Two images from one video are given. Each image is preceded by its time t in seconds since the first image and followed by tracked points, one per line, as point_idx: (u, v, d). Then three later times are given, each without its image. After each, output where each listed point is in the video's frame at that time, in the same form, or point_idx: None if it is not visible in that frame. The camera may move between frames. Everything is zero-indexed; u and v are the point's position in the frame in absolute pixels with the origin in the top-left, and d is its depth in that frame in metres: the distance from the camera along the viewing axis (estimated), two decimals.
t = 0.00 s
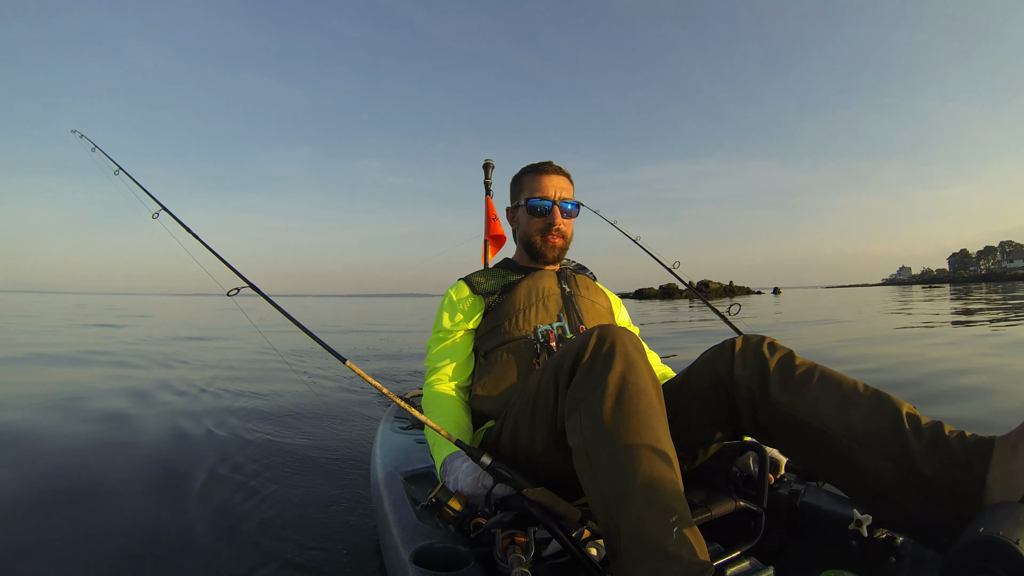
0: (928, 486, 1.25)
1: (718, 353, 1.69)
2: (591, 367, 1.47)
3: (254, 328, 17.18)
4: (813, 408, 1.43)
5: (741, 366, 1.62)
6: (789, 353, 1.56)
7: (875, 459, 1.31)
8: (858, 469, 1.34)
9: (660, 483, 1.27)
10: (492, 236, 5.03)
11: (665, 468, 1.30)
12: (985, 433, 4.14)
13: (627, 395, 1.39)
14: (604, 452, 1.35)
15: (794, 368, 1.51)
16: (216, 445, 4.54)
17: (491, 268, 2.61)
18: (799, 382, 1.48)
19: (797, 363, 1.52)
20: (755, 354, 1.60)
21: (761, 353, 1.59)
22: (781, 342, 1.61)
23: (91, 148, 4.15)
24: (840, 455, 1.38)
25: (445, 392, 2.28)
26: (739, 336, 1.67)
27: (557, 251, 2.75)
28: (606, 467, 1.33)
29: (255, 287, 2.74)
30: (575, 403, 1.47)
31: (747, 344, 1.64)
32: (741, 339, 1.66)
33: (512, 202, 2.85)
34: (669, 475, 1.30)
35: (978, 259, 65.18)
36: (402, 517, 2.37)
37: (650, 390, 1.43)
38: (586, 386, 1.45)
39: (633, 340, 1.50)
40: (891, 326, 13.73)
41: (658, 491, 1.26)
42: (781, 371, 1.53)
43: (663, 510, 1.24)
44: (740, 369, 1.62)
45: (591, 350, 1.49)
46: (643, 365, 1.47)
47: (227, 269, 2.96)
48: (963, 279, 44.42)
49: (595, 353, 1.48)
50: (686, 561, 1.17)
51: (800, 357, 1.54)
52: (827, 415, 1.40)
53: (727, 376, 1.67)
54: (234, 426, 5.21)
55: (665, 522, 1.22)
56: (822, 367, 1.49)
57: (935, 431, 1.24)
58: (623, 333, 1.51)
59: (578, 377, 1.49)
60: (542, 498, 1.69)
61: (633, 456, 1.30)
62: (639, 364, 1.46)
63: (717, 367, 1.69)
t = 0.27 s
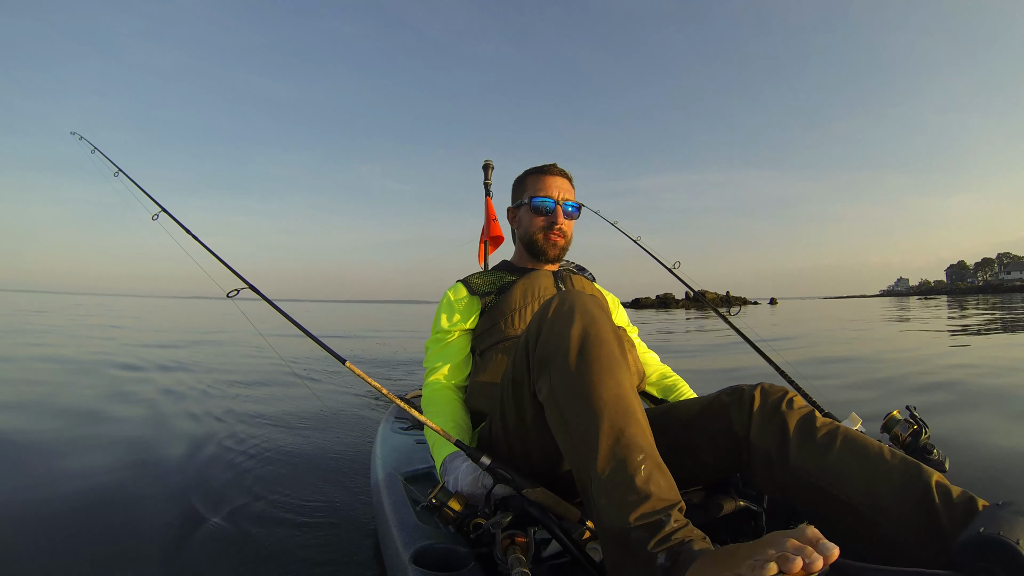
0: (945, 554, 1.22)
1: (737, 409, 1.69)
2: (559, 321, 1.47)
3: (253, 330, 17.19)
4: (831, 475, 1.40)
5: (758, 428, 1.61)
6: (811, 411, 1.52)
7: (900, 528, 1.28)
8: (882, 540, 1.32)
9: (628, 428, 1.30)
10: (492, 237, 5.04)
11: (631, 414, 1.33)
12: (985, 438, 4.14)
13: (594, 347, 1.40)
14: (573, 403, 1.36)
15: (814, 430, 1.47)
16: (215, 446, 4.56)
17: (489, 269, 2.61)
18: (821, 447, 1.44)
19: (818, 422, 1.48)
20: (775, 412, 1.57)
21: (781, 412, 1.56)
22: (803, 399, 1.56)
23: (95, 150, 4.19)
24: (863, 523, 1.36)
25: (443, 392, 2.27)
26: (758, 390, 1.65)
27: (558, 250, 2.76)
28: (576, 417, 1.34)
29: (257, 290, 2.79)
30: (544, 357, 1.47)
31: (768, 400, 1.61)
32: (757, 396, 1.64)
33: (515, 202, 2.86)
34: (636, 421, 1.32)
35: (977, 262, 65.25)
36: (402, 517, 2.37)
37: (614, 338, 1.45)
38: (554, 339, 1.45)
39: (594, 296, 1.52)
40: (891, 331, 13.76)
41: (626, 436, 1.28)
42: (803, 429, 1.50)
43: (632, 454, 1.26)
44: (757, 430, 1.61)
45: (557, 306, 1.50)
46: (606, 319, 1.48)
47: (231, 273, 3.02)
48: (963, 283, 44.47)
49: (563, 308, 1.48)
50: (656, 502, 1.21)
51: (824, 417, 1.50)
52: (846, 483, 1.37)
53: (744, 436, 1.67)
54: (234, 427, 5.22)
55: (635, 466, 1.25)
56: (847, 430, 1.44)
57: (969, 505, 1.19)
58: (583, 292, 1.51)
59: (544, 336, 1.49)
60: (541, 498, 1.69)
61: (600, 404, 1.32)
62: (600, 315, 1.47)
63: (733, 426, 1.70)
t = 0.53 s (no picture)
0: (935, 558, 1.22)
1: (733, 411, 1.71)
2: (555, 313, 1.47)
3: (254, 329, 17.18)
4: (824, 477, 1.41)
5: (755, 431, 1.62)
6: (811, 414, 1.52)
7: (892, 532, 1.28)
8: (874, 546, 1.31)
9: (627, 414, 1.29)
10: (491, 237, 5.04)
11: (630, 400, 1.32)
12: (985, 437, 4.14)
13: (590, 335, 1.40)
14: (571, 392, 1.36)
15: (812, 433, 1.47)
16: (215, 446, 4.55)
17: (489, 269, 2.61)
18: (818, 451, 1.44)
19: (816, 427, 1.48)
20: (773, 415, 1.58)
21: (779, 414, 1.56)
22: (800, 401, 1.56)
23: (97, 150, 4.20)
24: (854, 527, 1.35)
25: (443, 392, 2.27)
26: (756, 391, 1.66)
27: (554, 260, 2.76)
28: (575, 406, 1.34)
29: (256, 290, 2.79)
30: (541, 349, 1.47)
31: (768, 401, 1.61)
32: (755, 399, 1.64)
33: (512, 207, 2.85)
34: (635, 407, 1.31)
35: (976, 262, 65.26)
36: (401, 517, 2.36)
37: (611, 328, 1.45)
38: (551, 330, 1.45)
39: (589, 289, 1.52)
40: (891, 330, 13.75)
41: (626, 421, 1.28)
42: (801, 432, 1.50)
43: (632, 439, 1.26)
44: (754, 434, 1.63)
45: (553, 299, 1.50)
46: (602, 311, 1.49)
47: (230, 273, 3.02)
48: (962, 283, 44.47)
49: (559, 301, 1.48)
50: (657, 485, 1.20)
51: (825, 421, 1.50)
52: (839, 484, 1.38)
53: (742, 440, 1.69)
54: (234, 427, 5.22)
55: (635, 451, 1.24)
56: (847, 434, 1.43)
57: (967, 513, 1.19)
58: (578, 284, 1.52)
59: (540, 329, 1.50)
60: (541, 498, 1.69)
61: (599, 391, 1.32)
62: (595, 306, 1.48)
63: (730, 429, 1.72)
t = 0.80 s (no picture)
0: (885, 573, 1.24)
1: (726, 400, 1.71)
2: (557, 311, 1.49)
3: (255, 331, 17.20)
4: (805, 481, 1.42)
5: (747, 426, 1.63)
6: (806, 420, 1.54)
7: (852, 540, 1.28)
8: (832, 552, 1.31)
9: (642, 391, 1.26)
10: (491, 236, 5.04)
11: (643, 378, 1.29)
12: (987, 436, 4.13)
13: (590, 323, 1.40)
14: (582, 381, 1.34)
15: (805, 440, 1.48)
16: (216, 449, 4.56)
17: (489, 269, 2.61)
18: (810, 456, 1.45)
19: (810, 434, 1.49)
20: (768, 414, 1.58)
21: (775, 411, 1.56)
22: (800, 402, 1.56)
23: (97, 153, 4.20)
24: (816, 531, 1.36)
25: (444, 391, 2.27)
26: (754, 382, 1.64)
27: (552, 255, 2.76)
28: (588, 394, 1.32)
29: (256, 291, 2.79)
30: (548, 346, 1.47)
31: (763, 398, 1.61)
32: (752, 391, 1.63)
33: (506, 206, 2.86)
34: (649, 384, 1.28)
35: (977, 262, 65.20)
36: (401, 517, 2.36)
37: (616, 320, 1.45)
38: (555, 327, 1.46)
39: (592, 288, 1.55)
40: (893, 329, 13.72)
41: (641, 398, 1.24)
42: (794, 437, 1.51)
43: (650, 412, 1.22)
44: (746, 424, 1.63)
45: (554, 297, 1.52)
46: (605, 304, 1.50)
47: (230, 274, 3.03)
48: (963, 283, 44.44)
49: (555, 299, 1.50)
50: (685, 451, 1.13)
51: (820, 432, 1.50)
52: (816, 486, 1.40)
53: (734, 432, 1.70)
54: (235, 430, 5.23)
55: (655, 423, 1.19)
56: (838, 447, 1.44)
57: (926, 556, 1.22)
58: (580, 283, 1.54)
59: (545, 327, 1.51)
60: (542, 498, 1.69)
61: (612, 375, 1.30)
62: (600, 301, 1.49)
63: (722, 418, 1.73)
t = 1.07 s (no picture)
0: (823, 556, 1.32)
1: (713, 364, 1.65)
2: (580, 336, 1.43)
3: (255, 332, 17.22)
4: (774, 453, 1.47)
5: (729, 392, 1.60)
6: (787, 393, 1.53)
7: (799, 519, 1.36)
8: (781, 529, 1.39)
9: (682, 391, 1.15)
10: (491, 237, 5.04)
11: (683, 381, 1.20)
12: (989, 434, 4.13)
13: (620, 339, 1.35)
14: (616, 396, 1.24)
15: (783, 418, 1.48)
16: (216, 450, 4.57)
17: (491, 270, 2.61)
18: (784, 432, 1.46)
19: (788, 409, 1.49)
20: (751, 383, 1.55)
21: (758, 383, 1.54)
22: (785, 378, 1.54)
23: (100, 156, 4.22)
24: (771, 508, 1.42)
25: (445, 392, 2.27)
26: (743, 351, 1.60)
27: (551, 253, 2.76)
28: (624, 401, 1.22)
29: (257, 292, 2.79)
30: (575, 372, 1.40)
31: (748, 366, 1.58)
32: (740, 359, 1.60)
33: (502, 207, 2.86)
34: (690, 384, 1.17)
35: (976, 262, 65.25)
36: (401, 517, 2.37)
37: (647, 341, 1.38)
38: (581, 352, 1.41)
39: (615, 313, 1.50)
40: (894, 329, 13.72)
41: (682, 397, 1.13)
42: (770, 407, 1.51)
43: (695, 409, 1.09)
44: (729, 390, 1.60)
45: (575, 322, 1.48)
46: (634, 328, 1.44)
47: (232, 275, 3.04)
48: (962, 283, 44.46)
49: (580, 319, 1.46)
50: (744, 440, 0.98)
51: (799, 405, 1.50)
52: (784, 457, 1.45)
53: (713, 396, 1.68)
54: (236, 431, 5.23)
55: (702, 418, 1.06)
56: (815, 430, 1.45)
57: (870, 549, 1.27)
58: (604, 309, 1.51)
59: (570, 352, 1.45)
60: (543, 498, 1.70)
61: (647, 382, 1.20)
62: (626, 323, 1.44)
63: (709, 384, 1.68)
